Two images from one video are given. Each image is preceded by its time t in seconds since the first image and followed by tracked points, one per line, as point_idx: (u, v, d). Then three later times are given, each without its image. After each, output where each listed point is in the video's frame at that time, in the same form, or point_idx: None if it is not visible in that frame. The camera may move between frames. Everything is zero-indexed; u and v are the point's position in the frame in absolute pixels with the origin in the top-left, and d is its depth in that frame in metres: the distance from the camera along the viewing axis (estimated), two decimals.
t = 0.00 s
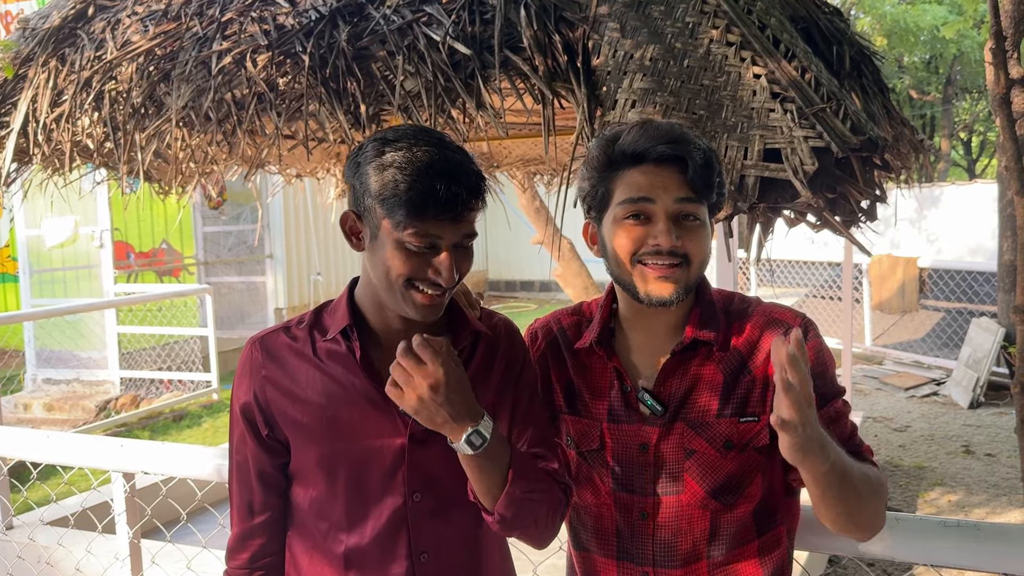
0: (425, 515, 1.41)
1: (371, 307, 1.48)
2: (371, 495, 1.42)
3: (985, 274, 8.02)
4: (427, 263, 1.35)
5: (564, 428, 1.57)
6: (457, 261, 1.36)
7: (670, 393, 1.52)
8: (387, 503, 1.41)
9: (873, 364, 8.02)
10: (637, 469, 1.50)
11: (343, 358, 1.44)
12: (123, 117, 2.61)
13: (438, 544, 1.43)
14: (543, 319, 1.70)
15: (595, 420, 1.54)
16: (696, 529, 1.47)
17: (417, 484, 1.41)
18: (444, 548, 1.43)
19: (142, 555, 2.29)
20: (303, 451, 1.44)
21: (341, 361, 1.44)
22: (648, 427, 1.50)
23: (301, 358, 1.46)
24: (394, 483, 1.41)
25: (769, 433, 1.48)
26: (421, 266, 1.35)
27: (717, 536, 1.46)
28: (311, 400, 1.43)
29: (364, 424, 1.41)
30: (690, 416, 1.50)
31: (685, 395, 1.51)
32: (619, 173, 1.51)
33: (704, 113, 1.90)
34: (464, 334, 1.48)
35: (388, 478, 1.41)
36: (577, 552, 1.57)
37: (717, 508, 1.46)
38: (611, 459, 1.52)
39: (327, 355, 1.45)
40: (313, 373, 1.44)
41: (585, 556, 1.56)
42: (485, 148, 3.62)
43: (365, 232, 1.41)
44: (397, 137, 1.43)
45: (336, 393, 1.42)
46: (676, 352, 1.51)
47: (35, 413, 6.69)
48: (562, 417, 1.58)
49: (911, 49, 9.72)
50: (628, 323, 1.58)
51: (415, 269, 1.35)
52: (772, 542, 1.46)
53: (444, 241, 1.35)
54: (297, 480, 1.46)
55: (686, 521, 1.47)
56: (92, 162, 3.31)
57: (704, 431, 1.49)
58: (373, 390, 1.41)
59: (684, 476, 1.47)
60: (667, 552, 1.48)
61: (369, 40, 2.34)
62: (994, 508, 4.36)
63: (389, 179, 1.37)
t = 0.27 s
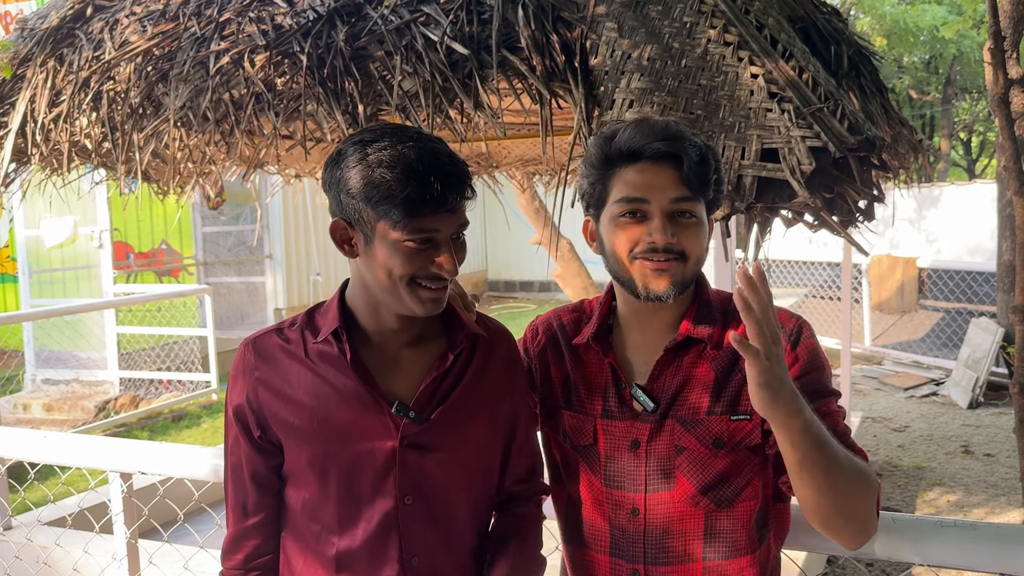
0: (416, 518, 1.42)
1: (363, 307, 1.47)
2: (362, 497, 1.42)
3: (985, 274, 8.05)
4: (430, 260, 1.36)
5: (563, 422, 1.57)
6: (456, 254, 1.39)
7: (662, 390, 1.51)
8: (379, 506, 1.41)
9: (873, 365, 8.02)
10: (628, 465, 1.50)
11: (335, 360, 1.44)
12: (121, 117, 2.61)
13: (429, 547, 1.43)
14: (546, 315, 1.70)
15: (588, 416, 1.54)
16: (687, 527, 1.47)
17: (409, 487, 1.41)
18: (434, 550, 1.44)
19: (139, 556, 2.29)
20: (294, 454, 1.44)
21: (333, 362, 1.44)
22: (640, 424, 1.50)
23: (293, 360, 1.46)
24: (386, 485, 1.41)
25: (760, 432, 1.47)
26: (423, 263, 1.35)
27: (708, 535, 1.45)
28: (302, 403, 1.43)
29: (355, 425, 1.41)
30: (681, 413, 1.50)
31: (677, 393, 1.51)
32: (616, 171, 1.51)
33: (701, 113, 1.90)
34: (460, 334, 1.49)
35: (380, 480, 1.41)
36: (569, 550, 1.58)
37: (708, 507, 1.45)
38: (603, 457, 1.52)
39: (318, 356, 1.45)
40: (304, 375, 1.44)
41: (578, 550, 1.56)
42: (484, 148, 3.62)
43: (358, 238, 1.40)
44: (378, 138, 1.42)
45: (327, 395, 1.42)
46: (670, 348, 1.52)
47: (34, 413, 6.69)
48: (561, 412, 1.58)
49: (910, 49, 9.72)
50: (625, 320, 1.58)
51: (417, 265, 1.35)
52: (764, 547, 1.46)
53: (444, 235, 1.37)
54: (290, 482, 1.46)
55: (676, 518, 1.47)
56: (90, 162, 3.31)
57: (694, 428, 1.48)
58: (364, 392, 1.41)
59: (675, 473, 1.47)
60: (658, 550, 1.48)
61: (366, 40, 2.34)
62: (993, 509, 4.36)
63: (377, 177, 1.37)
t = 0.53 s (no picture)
0: (419, 519, 1.42)
1: (362, 308, 1.48)
2: (361, 498, 1.41)
3: (986, 274, 8.06)
4: (428, 262, 1.35)
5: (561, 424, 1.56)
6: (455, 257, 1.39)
7: (653, 391, 1.47)
8: (380, 508, 1.41)
9: (874, 365, 8.01)
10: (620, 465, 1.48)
11: (335, 361, 1.44)
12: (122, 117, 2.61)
13: (432, 547, 1.43)
14: (542, 315, 1.69)
15: (585, 416, 1.52)
16: (682, 528, 1.45)
17: (411, 489, 1.41)
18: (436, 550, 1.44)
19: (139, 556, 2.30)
20: (294, 455, 1.44)
21: (333, 364, 1.44)
22: (633, 425, 1.47)
23: (293, 362, 1.46)
24: (388, 487, 1.41)
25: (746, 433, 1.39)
26: (422, 265, 1.35)
27: (702, 536, 1.43)
28: (302, 405, 1.43)
29: (357, 427, 1.41)
30: (669, 414, 1.45)
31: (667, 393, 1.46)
32: (624, 174, 1.46)
33: (702, 113, 1.89)
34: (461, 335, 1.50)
35: (381, 481, 1.41)
36: (569, 548, 1.58)
37: (698, 508, 1.43)
38: (599, 457, 1.51)
39: (318, 358, 1.45)
40: (304, 377, 1.44)
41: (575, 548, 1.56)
42: (484, 149, 3.62)
43: (358, 239, 1.40)
44: (378, 141, 1.42)
45: (327, 397, 1.42)
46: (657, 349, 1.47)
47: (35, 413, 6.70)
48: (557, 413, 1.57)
49: (912, 49, 9.70)
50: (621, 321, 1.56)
51: (416, 267, 1.35)
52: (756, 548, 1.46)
53: (444, 238, 1.37)
54: (290, 483, 1.46)
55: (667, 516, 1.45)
56: (91, 162, 3.31)
57: (678, 427, 1.44)
58: (364, 393, 1.41)
59: (666, 474, 1.45)
60: (654, 551, 1.46)
61: (366, 40, 2.34)
62: (994, 509, 4.36)
63: (377, 179, 1.37)
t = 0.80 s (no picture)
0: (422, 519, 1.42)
1: (372, 309, 1.48)
2: (366, 499, 1.42)
3: (990, 275, 8.06)
4: (435, 261, 1.35)
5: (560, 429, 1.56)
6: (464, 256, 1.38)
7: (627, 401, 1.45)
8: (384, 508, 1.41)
9: (877, 365, 8.00)
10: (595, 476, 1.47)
11: (343, 361, 1.44)
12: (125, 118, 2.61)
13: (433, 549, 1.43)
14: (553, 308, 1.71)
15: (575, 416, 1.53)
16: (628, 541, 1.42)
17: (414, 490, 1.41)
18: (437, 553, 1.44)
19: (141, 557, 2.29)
20: (299, 453, 1.44)
21: (341, 364, 1.44)
22: (601, 432, 1.46)
23: (302, 360, 1.46)
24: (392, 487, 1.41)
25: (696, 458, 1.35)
26: (428, 264, 1.35)
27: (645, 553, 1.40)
28: (309, 403, 1.43)
29: (363, 427, 1.41)
30: (632, 425, 1.42)
31: (636, 403, 1.44)
32: (651, 182, 1.39)
33: (704, 112, 1.88)
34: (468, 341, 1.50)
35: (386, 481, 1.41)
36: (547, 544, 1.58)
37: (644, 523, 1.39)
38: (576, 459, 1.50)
39: (327, 357, 1.45)
40: (312, 375, 1.44)
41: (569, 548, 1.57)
42: (486, 149, 3.62)
43: (366, 237, 1.40)
44: (388, 140, 1.41)
45: (334, 397, 1.42)
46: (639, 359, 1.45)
47: (38, 413, 6.71)
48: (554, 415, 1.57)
49: (915, 49, 9.67)
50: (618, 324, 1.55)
51: (423, 267, 1.35)
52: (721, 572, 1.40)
53: (451, 236, 1.36)
54: (295, 481, 1.46)
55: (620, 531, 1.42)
56: (94, 163, 3.31)
57: (635, 438, 1.41)
58: (371, 395, 1.41)
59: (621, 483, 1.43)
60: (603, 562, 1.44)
61: (369, 40, 2.34)
62: (998, 510, 4.34)
63: (385, 170, 1.37)
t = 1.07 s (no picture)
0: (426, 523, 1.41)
1: (377, 307, 1.48)
2: (373, 499, 1.41)
3: (994, 275, 8.06)
4: (426, 255, 1.35)
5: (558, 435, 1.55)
6: (458, 254, 1.36)
7: (625, 407, 1.44)
8: (389, 510, 1.41)
9: (881, 365, 7.98)
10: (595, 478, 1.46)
11: (350, 360, 1.43)
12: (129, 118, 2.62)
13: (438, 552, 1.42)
14: (541, 317, 1.71)
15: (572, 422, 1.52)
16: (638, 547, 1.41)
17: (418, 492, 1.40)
18: (443, 555, 1.43)
19: (145, 558, 2.30)
20: (307, 453, 1.44)
21: (349, 364, 1.43)
22: (602, 439, 1.45)
23: (311, 360, 1.46)
24: (397, 489, 1.41)
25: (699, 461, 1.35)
26: (421, 258, 1.35)
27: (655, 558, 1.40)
28: (317, 403, 1.43)
29: (368, 428, 1.41)
30: (632, 432, 1.41)
31: (635, 411, 1.43)
32: (610, 186, 1.41)
33: (709, 113, 1.88)
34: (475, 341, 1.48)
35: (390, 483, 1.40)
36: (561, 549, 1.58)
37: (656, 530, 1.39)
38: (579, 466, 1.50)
39: (335, 357, 1.45)
40: (320, 375, 1.44)
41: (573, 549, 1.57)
42: (491, 149, 3.61)
43: (366, 233, 1.41)
44: (383, 134, 1.42)
45: (341, 396, 1.42)
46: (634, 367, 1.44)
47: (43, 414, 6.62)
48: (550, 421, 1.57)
49: (919, 48, 9.65)
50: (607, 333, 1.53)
51: (416, 261, 1.35)
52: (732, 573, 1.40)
53: (443, 232, 1.35)
54: (302, 481, 1.47)
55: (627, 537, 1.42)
56: (98, 164, 3.32)
57: (637, 446, 1.40)
58: (378, 396, 1.40)
59: (627, 492, 1.42)
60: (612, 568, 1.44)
61: (373, 41, 2.33)
62: (1004, 511, 4.32)
63: (383, 161, 1.38)
